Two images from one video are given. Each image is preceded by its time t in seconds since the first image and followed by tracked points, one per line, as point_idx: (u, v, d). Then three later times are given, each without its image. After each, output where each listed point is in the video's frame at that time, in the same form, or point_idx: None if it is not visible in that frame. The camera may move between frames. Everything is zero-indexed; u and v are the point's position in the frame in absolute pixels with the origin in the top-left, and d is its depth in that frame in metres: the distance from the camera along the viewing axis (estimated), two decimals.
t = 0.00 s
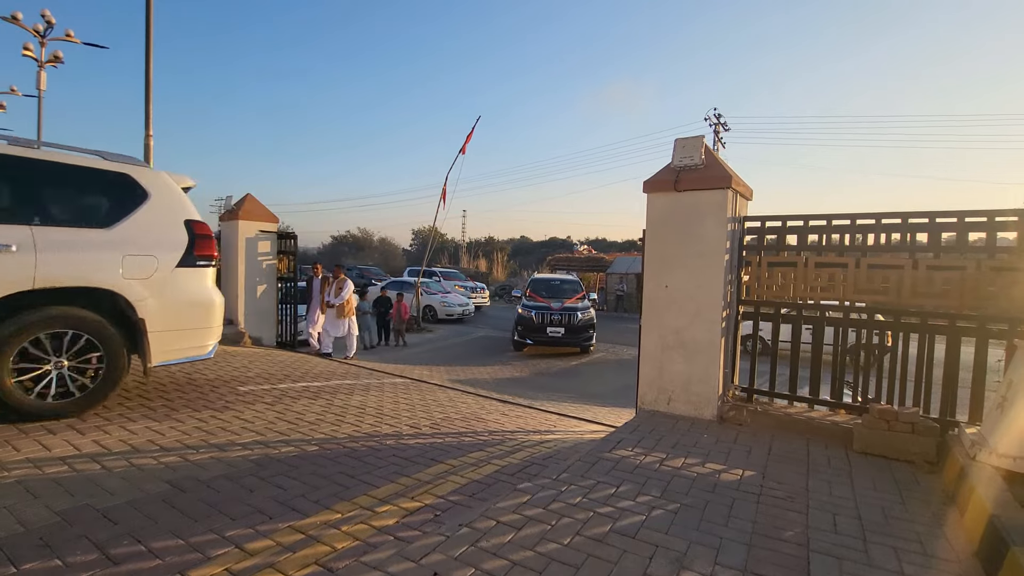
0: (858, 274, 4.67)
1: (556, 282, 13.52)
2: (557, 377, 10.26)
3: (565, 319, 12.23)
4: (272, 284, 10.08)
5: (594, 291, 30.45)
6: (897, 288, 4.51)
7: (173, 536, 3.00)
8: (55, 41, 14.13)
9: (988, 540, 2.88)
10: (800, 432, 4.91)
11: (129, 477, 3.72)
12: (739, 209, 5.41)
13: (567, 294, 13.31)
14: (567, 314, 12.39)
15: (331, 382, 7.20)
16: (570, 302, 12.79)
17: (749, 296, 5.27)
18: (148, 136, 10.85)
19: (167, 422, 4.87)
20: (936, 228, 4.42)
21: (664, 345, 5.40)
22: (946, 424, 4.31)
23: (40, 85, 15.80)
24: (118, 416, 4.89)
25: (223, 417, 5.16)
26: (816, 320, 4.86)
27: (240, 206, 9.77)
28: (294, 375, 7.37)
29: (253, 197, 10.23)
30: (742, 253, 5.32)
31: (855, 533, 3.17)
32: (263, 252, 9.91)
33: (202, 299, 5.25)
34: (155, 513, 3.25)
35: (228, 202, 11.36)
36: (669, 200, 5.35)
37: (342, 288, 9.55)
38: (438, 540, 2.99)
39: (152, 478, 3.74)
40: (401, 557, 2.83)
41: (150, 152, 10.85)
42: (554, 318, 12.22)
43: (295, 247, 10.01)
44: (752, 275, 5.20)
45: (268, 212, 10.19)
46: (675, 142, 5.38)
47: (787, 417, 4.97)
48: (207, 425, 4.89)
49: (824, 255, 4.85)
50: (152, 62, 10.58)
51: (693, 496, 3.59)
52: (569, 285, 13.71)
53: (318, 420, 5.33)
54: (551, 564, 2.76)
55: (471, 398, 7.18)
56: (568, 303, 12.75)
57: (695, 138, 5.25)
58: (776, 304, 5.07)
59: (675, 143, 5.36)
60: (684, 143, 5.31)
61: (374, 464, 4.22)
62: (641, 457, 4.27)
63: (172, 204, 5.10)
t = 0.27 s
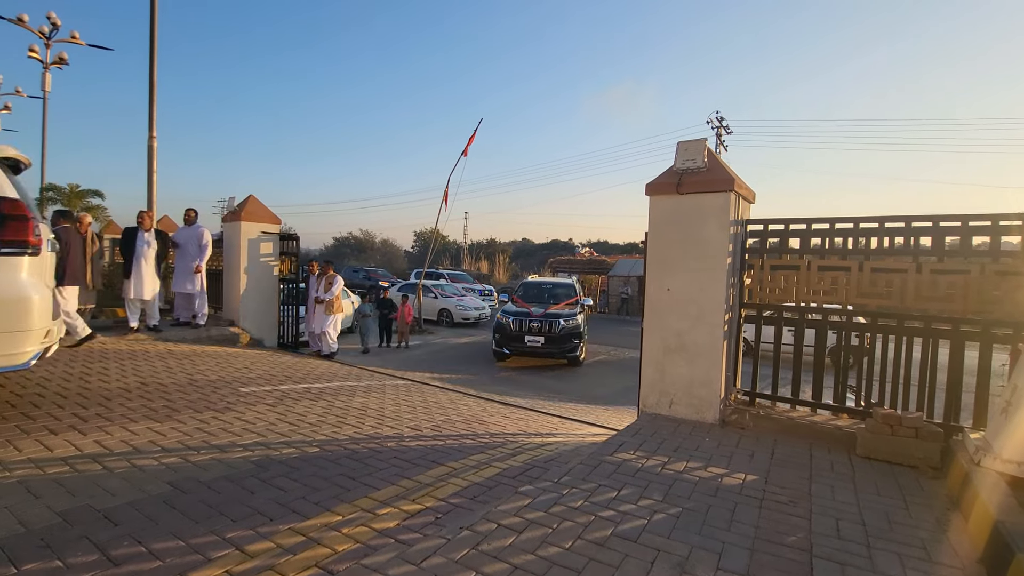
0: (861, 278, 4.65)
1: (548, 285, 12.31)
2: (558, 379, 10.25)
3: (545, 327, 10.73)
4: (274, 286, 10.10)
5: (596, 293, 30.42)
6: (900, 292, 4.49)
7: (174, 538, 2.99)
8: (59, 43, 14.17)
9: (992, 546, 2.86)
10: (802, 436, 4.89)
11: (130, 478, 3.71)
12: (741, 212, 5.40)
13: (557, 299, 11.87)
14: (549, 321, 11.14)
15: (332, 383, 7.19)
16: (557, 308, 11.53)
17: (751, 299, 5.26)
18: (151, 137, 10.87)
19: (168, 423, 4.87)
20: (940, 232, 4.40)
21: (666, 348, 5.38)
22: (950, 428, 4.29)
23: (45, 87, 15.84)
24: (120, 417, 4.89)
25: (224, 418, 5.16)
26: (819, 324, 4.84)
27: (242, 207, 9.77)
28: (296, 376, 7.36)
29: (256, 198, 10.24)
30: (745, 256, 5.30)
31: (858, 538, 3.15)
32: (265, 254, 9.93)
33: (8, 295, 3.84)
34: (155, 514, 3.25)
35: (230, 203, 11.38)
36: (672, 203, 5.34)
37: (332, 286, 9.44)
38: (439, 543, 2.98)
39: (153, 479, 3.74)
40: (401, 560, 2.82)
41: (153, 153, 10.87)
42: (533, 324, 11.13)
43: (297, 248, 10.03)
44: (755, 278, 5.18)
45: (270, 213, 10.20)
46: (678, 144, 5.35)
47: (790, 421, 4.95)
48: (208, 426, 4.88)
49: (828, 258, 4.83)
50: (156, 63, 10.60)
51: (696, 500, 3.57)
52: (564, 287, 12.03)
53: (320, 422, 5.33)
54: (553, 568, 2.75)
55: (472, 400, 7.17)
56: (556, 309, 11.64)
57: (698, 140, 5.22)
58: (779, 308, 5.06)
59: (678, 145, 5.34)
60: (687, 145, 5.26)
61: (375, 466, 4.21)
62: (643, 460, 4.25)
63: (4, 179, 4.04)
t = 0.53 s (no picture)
0: (863, 279, 4.65)
1: (535, 287, 11.09)
2: (560, 381, 10.24)
3: (520, 334, 9.61)
4: (276, 287, 10.11)
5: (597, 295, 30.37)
6: (902, 293, 4.48)
7: (175, 539, 2.99)
8: (62, 46, 14.19)
9: (995, 548, 2.84)
10: (804, 438, 4.88)
11: (131, 479, 3.71)
12: (742, 214, 5.40)
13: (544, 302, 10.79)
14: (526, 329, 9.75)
15: (333, 385, 7.19)
16: (538, 312, 10.13)
17: (753, 300, 5.25)
18: (153, 140, 10.90)
19: (169, 424, 4.87)
20: (941, 233, 4.39)
21: (667, 350, 5.38)
22: (952, 430, 4.27)
23: (48, 90, 15.88)
24: (121, 418, 4.89)
25: (225, 419, 5.16)
26: (821, 325, 4.83)
27: (244, 209, 9.78)
28: (296, 378, 7.35)
29: (257, 199, 10.24)
30: (746, 258, 5.30)
31: (860, 540, 3.14)
32: (267, 255, 9.94)
33: None
34: (156, 515, 3.25)
35: (232, 205, 11.40)
36: (672, 204, 5.34)
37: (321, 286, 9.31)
38: (440, 544, 2.97)
39: (154, 480, 3.73)
40: (402, 561, 2.81)
41: (156, 156, 10.90)
42: (507, 330, 9.74)
43: (299, 250, 10.04)
44: (756, 279, 5.18)
45: (272, 215, 10.21)
46: (678, 146, 5.37)
47: (792, 422, 4.94)
48: (209, 427, 4.88)
49: (829, 259, 4.82)
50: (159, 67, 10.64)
51: (697, 501, 3.56)
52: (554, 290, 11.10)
53: (321, 423, 5.33)
54: (554, 569, 2.74)
55: (474, 401, 7.16)
56: (536, 314, 10.22)
57: (699, 142, 5.24)
58: (780, 309, 5.05)
59: (678, 147, 5.35)
60: (687, 147, 5.29)
61: (376, 467, 4.21)
62: (644, 462, 4.24)
63: None
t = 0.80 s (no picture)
0: (864, 279, 4.65)
1: (522, 288, 10.56)
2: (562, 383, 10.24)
3: (493, 337, 9.02)
4: (277, 290, 10.12)
5: (598, 297, 30.32)
6: (903, 293, 4.48)
7: (177, 541, 3.00)
8: (65, 50, 14.26)
9: (998, 549, 2.84)
10: (806, 439, 4.87)
11: (134, 481, 3.72)
12: (743, 215, 5.40)
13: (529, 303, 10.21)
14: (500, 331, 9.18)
15: (335, 387, 7.19)
16: (517, 314, 9.58)
17: (754, 301, 5.25)
18: (155, 143, 10.94)
19: (172, 426, 4.88)
20: (942, 233, 4.39)
21: (668, 351, 5.37)
22: (955, 430, 4.26)
23: (51, 93, 15.94)
24: (123, 421, 4.90)
25: (227, 422, 5.17)
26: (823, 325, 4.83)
27: (246, 212, 9.80)
28: (297, 381, 7.34)
29: (258, 202, 10.25)
30: (747, 259, 5.30)
31: (862, 541, 3.14)
32: (268, 258, 9.96)
33: None
34: (159, 518, 3.25)
35: (234, 208, 11.43)
36: (673, 206, 5.35)
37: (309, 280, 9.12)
38: (442, 546, 2.97)
39: (157, 482, 3.74)
40: (404, 563, 2.81)
41: (158, 159, 10.93)
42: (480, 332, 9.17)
43: (300, 252, 10.06)
44: (757, 280, 5.18)
45: (273, 218, 10.23)
46: (679, 147, 5.39)
47: (793, 423, 4.94)
48: (211, 430, 4.89)
49: (830, 260, 4.82)
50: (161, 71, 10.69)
51: (699, 503, 3.56)
52: (542, 292, 10.49)
53: (323, 426, 5.33)
54: (556, 571, 2.74)
55: (475, 403, 7.15)
56: (514, 316, 9.64)
57: (699, 143, 5.26)
58: (781, 310, 5.05)
59: (679, 148, 5.37)
60: (688, 149, 5.31)
61: (378, 469, 4.21)
62: (646, 463, 4.24)
63: None
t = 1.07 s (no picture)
0: (864, 280, 4.64)
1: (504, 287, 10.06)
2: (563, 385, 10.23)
3: (458, 335, 8.59)
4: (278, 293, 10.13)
5: (599, 299, 30.30)
6: (904, 294, 4.48)
7: (178, 544, 3.00)
8: (66, 55, 14.31)
9: (999, 550, 2.83)
10: (807, 440, 4.87)
11: (135, 485, 3.72)
12: (743, 216, 5.40)
13: (507, 303, 9.65)
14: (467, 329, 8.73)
15: (336, 389, 7.19)
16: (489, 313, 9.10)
17: (754, 302, 5.24)
18: (156, 147, 10.96)
19: (173, 430, 4.88)
20: (942, 234, 4.39)
21: (668, 352, 5.38)
22: (956, 431, 4.26)
23: (52, 98, 15.98)
24: (125, 424, 4.91)
25: (228, 425, 5.17)
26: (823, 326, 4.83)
27: (246, 215, 9.81)
28: (297, 384, 7.34)
29: (259, 205, 10.26)
30: (747, 260, 5.30)
31: (863, 542, 3.14)
32: (269, 261, 9.97)
33: None
34: (160, 521, 3.26)
35: (234, 211, 11.46)
36: (673, 207, 5.36)
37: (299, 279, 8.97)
38: (443, 549, 2.97)
39: (158, 486, 3.75)
40: (405, 566, 2.81)
41: (159, 162, 10.95)
42: (444, 330, 8.79)
43: (301, 255, 10.07)
44: (757, 281, 5.18)
45: (274, 221, 10.24)
46: (678, 149, 5.40)
47: (794, 425, 4.94)
48: (212, 433, 4.89)
49: (830, 261, 4.82)
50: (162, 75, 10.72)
51: (700, 504, 3.56)
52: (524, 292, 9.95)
53: (324, 428, 5.33)
54: (557, 573, 2.74)
55: (476, 405, 7.16)
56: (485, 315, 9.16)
57: (698, 145, 5.27)
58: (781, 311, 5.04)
59: (678, 150, 5.38)
60: (687, 150, 5.33)
61: (379, 471, 4.21)
62: (647, 465, 4.24)
63: None
